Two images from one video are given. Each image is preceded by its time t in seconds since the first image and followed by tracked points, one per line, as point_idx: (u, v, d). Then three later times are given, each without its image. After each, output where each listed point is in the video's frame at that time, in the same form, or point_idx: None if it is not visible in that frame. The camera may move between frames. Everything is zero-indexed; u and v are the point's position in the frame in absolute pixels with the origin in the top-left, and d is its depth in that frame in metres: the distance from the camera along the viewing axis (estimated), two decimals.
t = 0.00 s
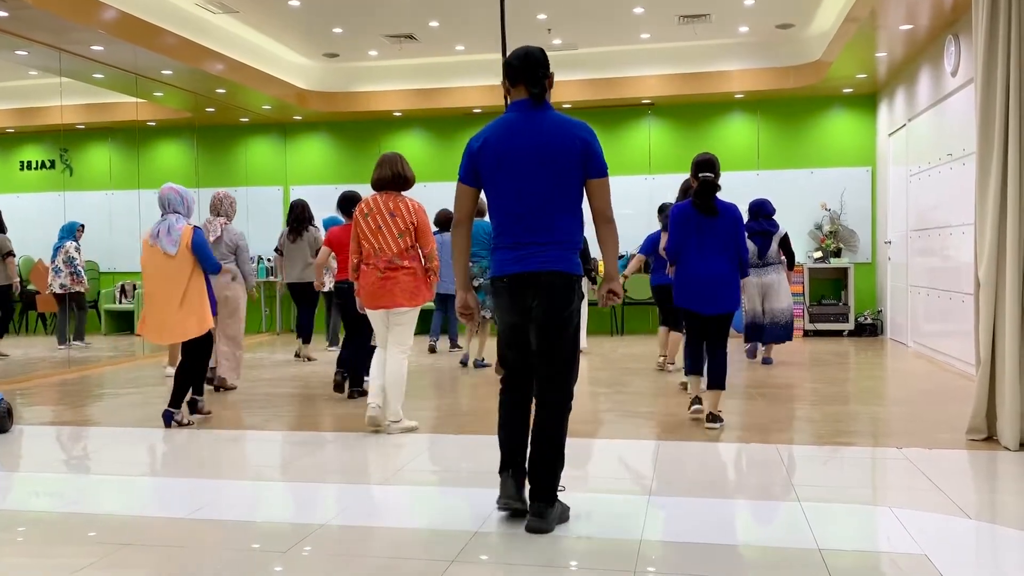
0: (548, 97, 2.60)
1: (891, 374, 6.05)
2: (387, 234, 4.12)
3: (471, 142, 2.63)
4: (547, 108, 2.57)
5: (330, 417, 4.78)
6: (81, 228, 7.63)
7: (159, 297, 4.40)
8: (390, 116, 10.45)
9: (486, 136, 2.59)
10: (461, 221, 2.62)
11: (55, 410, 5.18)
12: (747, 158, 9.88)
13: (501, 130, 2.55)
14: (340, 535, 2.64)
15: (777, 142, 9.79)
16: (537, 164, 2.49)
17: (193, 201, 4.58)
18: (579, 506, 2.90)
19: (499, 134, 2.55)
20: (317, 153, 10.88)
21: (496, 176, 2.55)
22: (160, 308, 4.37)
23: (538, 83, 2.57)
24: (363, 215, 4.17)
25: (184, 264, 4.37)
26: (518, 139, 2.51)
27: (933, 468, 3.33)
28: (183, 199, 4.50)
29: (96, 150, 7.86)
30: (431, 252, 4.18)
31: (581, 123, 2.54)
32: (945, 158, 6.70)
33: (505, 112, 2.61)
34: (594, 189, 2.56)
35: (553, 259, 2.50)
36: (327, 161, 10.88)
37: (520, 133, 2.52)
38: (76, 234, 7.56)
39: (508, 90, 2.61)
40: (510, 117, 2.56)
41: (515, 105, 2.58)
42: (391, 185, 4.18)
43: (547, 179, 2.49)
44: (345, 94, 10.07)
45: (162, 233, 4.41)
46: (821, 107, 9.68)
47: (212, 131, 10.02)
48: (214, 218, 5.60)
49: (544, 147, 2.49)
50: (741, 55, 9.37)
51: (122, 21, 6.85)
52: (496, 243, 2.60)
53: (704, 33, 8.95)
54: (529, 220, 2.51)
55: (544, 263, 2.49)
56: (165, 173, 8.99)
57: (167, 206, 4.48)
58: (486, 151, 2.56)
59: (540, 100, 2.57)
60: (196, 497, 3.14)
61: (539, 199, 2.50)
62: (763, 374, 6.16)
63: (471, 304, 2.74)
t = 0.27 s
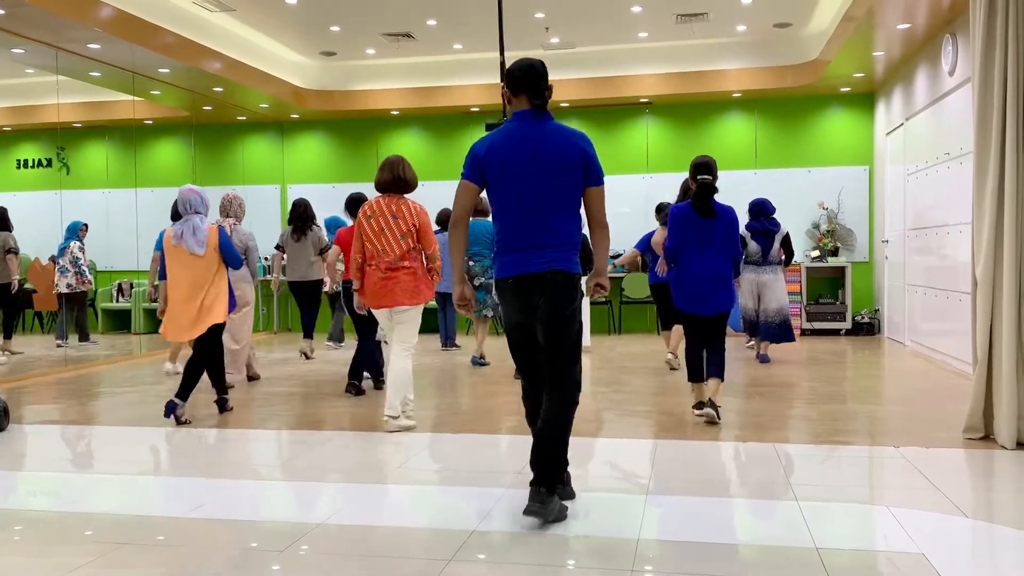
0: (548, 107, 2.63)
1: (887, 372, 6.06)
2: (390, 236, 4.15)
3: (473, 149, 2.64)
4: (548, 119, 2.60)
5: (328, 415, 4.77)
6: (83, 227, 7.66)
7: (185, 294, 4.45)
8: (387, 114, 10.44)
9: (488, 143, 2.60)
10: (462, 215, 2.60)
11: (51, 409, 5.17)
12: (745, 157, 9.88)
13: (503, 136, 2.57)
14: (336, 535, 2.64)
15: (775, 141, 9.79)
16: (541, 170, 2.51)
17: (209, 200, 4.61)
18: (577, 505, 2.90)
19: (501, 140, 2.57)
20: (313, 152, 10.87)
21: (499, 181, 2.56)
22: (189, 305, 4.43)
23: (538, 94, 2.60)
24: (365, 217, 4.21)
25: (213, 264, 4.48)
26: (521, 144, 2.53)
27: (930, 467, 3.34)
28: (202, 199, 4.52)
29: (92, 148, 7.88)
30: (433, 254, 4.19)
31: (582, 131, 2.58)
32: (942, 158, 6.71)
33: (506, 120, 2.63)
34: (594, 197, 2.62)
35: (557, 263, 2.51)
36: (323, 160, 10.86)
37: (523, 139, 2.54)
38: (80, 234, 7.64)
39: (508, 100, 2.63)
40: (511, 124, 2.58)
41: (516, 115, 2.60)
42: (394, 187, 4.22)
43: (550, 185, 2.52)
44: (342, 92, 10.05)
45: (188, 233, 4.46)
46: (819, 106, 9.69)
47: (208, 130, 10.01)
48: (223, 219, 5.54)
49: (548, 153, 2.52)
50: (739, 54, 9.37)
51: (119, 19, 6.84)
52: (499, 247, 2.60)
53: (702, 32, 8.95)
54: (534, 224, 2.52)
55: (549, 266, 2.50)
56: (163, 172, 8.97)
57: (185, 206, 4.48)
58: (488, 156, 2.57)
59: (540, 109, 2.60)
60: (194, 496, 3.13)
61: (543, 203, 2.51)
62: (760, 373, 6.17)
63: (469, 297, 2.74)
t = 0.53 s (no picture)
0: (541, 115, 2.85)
1: (885, 372, 6.06)
2: (393, 233, 4.22)
3: (470, 151, 2.79)
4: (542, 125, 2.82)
5: (326, 414, 4.77)
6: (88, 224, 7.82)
7: (217, 293, 4.76)
8: (386, 113, 10.43)
9: (487, 146, 2.78)
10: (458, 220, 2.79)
11: (48, 407, 5.16)
12: (743, 156, 9.88)
13: (502, 142, 2.76)
14: (334, 534, 2.63)
15: (773, 140, 9.80)
16: (542, 175, 2.74)
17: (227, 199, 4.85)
18: (576, 503, 2.90)
19: (501, 145, 2.75)
20: (311, 150, 10.86)
21: (501, 184, 2.74)
22: (222, 302, 4.76)
23: (533, 102, 2.80)
24: (367, 215, 4.25)
25: (236, 262, 4.83)
26: (522, 151, 2.74)
27: (927, 466, 3.34)
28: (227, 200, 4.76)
29: (90, 146, 7.86)
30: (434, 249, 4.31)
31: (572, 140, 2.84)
32: (941, 157, 6.71)
33: (502, 126, 2.82)
34: (583, 199, 2.86)
35: (557, 262, 2.77)
36: (321, 158, 10.85)
37: (524, 146, 2.75)
38: (84, 232, 7.76)
39: (503, 105, 2.83)
40: (510, 130, 2.78)
41: (512, 122, 2.80)
42: (393, 186, 4.27)
43: (549, 189, 2.75)
44: (340, 90, 10.04)
45: (212, 232, 4.72)
46: (817, 105, 9.69)
47: (206, 127, 10.00)
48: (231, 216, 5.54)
49: (547, 161, 2.75)
50: (737, 53, 9.37)
51: (117, 17, 6.82)
52: (500, 245, 2.78)
53: (701, 31, 8.94)
54: (537, 226, 2.75)
55: (550, 265, 2.76)
56: (161, 170, 9.01)
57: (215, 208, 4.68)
58: (490, 159, 2.75)
59: (535, 117, 2.82)
60: (192, 495, 3.13)
61: (544, 206, 2.75)
62: (759, 372, 6.17)
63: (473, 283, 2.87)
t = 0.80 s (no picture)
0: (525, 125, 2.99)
1: (884, 371, 6.06)
2: (398, 234, 4.27)
3: (457, 158, 2.90)
4: (527, 134, 2.94)
5: (324, 412, 4.76)
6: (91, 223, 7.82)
7: (236, 294, 4.81)
8: (384, 111, 10.41)
9: (475, 153, 2.89)
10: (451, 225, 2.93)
11: (48, 405, 5.15)
12: (742, 155, 9.88)
13: (490, 149, 2.88)
14: (332, 533, 2.62)
15: (772, 139, 9.80)
16: (530, 181, 2.86)
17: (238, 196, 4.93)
18: (573, 501, 2.91)
19: (489, 152, 2.87)
20: (310, 148, 10.85)
21: (491, 190, 2.85)
22: (241, 304, 4.80)
23: (517, 113, 2.94)
24: (372, 216, 4.28)
25: (253, 262, 4.90)
26: (510, 158, 2.86)
27: (925, 465, 3.34)
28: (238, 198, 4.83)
29: (88, 145, 7.80)
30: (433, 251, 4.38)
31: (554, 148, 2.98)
32: (939, 157, 6.72)
33: (490, 134, 2.95)
34: (565, 204, 2.99)
35: (545, 263, 2.90)
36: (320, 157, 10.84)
37: (511, 153, 2.87)
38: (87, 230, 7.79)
39: (489, 114, 2.97)
40: (497, 139, 2.90)
41: (498, 130, 2.93)
42: (395, 189, 4.31)
43: (536, 193, 2.88)
44: (339, 88, 10.02)
45: (231, 234, 4.77)
46: (816, 104, 9.69)
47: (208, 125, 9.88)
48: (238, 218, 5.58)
49: (535, 167, 2.87)
50: (736, 52, 9.37)
51: (115, 14, 6.81)
52: (490, 247, 2.87)
53: (700, 29, 8.93)
54: (527, 229, 2.86)
55: (540, 266, 2.89)
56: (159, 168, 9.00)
57: (227, 207, 4.79)
58: (480, 165, 2.85)
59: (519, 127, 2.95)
60: (193, 493, 3.12)
61: (533, 210, 2.87)
62: (758, 371, 6.17)
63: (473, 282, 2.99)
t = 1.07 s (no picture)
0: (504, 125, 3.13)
1: (883, 370, 6.06)
2: (387, 233, 4.27)
3: (438, 157, 3.04)
4: (505, 135, 3.09)
5: (323, 411, 4.75)
6: (94, 222, 7.91)
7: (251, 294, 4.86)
8: (384, 109, 10.40)
9: (454, 152, 3.03)
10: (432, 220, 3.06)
11: (46, 404, 5.14)
12: (741, 154, 9.88)
13: (469, 148, 3.02)
14: (331, 532, 2.61)
15: (771, 138, 9.79)
16: (506, 179, 3.01)
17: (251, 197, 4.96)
18: (571, 501, 2.91)
19: (468, 151, 3.02)
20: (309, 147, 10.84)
21: (469, 188, 3.00)
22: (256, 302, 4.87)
23: (495, 113, 3.09)
24: (362, 215, 4.29)
25: (268, 262, 4.95)
26: (488, 157, 3.01)
27: (924, 465, 3.33)
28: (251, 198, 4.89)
29: (87, 143, 7.79)
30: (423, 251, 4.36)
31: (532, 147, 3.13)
32: (939, 156, 6.72)
33: (469, 134, 3.09)
34: (542, 201, 3.12)
35: (521, 258, 3.03)
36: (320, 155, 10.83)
37: (488, 153, 3.02)
38: (90, 228, 7.85)
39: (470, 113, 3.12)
40: (475, 138, 3.04)
41: (478, 130, 3.08)
42: (386, 189, 4.30)
43: (513, 191, 3.02)
44: (338, 87, 10.01)
45: (246, 232, 4.83)
46: (816, 103, 9.68)
47: (207, 124, 9.83)
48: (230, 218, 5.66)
49: (511, 167, 3.02)
50: (736, 51, 9.36)
51: (114, 12, 6.79)
52: (468, 243, 3.01)
53: (699, 28, 8.92)
54: (503, 225, 3.00)
55: (516, 261, 3.02)
56: (158, 167, 8.97)
57: (242, 206, 4.86)
58: (458, 164, 3.00)
59: (497, 126, 3.09)
60: (192, 492, 3.11)
61: (508, 207, 3.01)
62: (757, 370, 6.17)
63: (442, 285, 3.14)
